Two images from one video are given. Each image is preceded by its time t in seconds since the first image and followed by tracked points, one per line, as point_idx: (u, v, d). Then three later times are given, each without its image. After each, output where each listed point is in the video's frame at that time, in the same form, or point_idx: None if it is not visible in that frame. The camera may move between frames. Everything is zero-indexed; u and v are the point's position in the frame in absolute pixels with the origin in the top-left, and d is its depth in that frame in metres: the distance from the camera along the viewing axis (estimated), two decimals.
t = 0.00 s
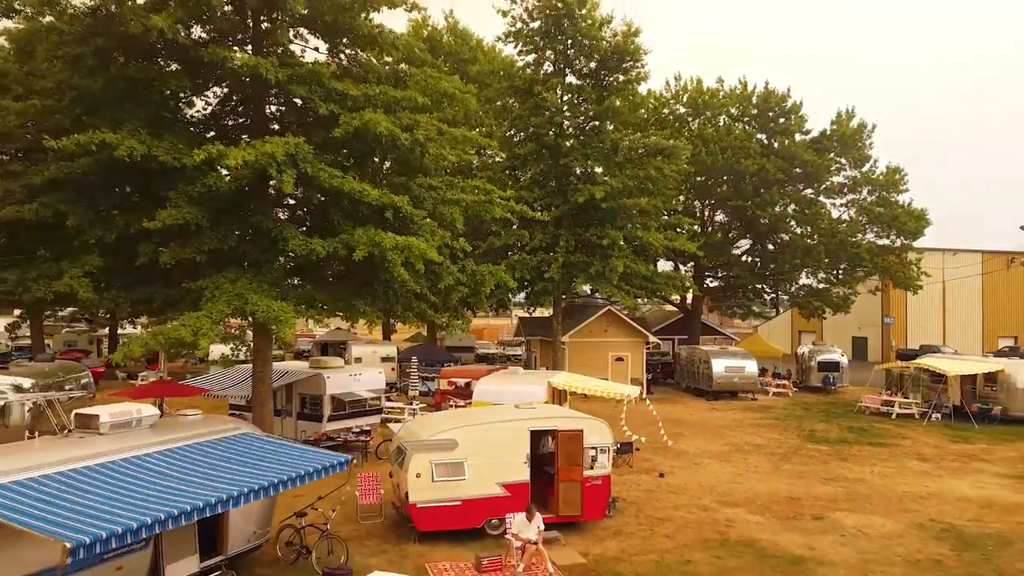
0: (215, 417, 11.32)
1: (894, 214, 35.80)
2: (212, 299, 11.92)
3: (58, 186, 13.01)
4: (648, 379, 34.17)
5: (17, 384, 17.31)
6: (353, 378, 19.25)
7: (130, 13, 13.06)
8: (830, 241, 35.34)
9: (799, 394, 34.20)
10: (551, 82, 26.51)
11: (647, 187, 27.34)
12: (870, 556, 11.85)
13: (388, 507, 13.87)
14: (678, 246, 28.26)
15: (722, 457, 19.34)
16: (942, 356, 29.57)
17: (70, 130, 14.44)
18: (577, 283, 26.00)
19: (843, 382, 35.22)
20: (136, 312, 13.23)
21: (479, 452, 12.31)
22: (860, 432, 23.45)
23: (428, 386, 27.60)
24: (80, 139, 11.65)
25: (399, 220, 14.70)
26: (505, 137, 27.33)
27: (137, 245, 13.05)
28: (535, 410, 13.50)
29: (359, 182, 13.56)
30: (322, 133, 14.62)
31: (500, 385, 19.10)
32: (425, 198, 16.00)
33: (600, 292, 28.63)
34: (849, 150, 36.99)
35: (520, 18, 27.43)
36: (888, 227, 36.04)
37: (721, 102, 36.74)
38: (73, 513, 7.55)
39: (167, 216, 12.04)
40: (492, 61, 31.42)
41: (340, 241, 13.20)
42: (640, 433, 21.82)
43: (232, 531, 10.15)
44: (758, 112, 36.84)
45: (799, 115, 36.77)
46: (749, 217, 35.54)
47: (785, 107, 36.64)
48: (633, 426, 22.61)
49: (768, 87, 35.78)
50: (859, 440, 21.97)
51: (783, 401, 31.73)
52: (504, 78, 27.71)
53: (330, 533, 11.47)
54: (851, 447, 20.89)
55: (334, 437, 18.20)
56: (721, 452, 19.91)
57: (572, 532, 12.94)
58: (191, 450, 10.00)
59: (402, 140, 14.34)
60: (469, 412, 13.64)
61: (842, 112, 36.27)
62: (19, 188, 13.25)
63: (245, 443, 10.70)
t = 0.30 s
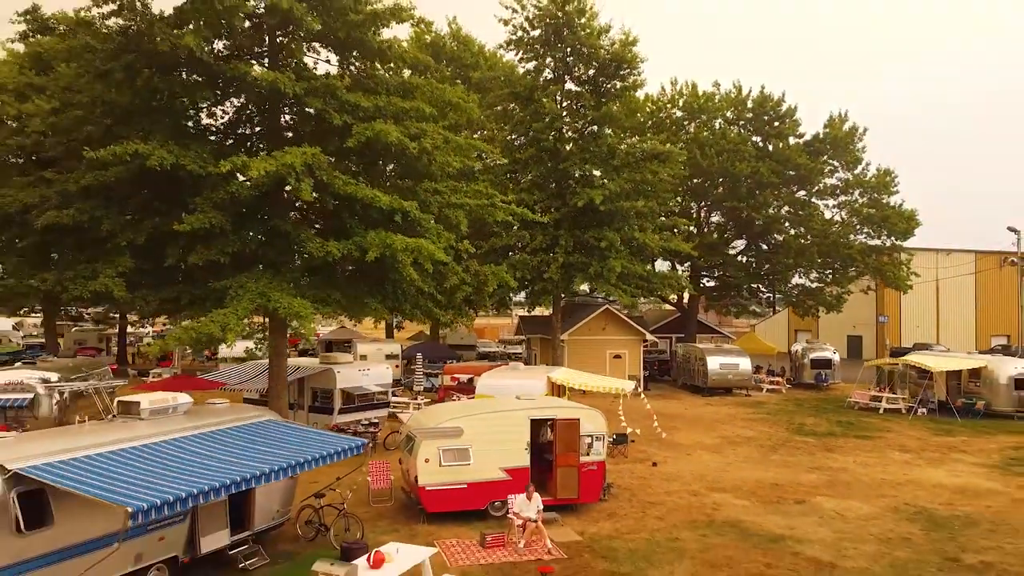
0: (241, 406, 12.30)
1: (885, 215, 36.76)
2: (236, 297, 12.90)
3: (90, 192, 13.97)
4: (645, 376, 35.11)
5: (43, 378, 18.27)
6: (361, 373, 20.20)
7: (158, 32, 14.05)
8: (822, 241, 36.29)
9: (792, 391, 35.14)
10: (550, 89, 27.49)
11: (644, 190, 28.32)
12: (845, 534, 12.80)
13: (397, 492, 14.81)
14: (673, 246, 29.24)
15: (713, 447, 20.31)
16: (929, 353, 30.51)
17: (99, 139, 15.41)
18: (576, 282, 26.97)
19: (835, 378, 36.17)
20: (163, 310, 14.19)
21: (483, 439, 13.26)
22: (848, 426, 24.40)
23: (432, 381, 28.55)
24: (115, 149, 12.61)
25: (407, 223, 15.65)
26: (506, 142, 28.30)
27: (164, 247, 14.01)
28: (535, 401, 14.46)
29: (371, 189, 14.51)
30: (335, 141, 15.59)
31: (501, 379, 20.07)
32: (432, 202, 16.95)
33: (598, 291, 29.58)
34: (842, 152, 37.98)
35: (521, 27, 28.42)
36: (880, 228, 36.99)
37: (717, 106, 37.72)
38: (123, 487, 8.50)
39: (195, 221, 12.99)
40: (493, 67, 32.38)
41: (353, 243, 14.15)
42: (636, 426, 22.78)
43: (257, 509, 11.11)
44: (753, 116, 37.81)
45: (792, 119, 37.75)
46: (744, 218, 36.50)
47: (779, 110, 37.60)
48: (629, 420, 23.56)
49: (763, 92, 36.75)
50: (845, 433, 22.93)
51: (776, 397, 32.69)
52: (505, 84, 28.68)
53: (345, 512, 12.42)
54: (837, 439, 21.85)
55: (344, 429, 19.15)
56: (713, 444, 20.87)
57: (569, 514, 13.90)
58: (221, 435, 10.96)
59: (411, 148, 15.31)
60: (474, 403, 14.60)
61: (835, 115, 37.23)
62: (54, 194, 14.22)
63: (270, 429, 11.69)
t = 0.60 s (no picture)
0: (263, 395, 13.35)
1: (875, 218, 37.83)
2: (256, 297, 13.96)
3: (119, 198, 15.02)
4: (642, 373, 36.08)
5: (69, 372, 19.30)
6: (369, 368, 21.25)
7: (182, 49, 15.11)
8: (814, 242, 37.27)
9: (785, 388, 36.11)
10: (549, 96, 28.53)
11: (640, 193, 29.31)
12: (821, 516, 13.80)
13: (404, 479, 15.81)
14: (668, 247, 30.23)
15: (704, 440, 21.31)
16: (917, 351, 31.47)
17: (126, 149, 16.48)
18: (574, 283, 27.96)
19: (827, 376, 37.16)
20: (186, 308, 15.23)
21: (485, 428, 14.26)
22: (835, 420, 25.42)
23: (435, 378, 29.53)
24: (144, 159, 13.66)
25: (415, 226, 16.68)
26: (507, 147, 29.33)
27: (187, 249, 15.05)
28: (533, 393, 15.45)
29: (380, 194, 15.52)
30: (346, 151, 16.61)
31: (502, 374, 21.09)
32: (437, 207, 17.98)
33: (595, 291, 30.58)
34: (835, 156, 39.01)
35: (521, 36, 29.44)
36: (870, 229, 38.02)
37: (712, 110, 38.70)
38: (164, 464, 9.53)
39: (218, 226, 14.02)
40: (494, 73, 33.41)
41: (363, 246, 15.16)
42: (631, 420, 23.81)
43: (278, 490, 12.13)
44: (748, 120, 38.79)
45: (786, 123, 38.74)
46: (738, 219, 37.45)
47: (773, 115, 38.58)
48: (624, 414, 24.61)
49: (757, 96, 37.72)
50: (831, 426, 23.92)
51: (769, 394, 33.67)
52: (506, 91, 29.74)
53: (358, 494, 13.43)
54: (823, 431, 22.86)
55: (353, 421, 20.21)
56: (704, 436, 21.88)
57: (565, 498, 14.90)
58: (245, 421, 11.98)
59: (417, 157, 16.33)
60: (476, 395, 15.56)
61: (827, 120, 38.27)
62: (84, 200, 15.27)
63: (291, 416, 12.77)
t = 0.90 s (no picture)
0: (278, 388, 14.29)
1: (866, 219, 38.86)
2: (271, 296, 14.89)
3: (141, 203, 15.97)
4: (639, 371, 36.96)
5: (87, 368, 20.18)
6: (375, 365, 22.18)
7: (201, 63, 16.06)
8: (807, 243, 38.17)
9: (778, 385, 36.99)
10: (547, 102, 29.51)
11: (636, 196, 30.26)
12: (801, 501, 14.72)
13: (410, 468, 16.71)
14: (663, 248, 31.15)
15: (695, 433, 22.23)
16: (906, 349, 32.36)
17: (145, 156, 17.45)
18: (572, 283, 28.84)
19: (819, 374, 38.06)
20: (204, 307, 16.15)
21: (486, 419, 15.18)
22: (823, 415, 26.32)
23: (437, 375, 30.43)
24: (167, 167, 14.59)
25: (419, 229, 17.62)
26: (507, 151, 30.31)
27: (206, 251, 16.00)
28: (531, 387, 16.39)
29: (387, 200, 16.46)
30: (355, 158, 17.54)
31: (502, 371, 22.03)
32: (440, 211, 18.91)
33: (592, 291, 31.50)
34: (828, 158, 39.94)
35: (521, 43, 30.38)
36: (862, 230, 39.01)
37: (708, 114, 39.62)
38: (196, 448, 10.50)
39: (235, 230, 14.95)
40: (494, 79, 34.35)
41: (371, 249, 16.09)
42: (626, 414, 24.74)
43: (294, 475, 13.04)
44: (743, 123, 39.69)
45: (780, 127, 39.67)
46: (733, 220, 38.34)
47: (767, 119, 39.51)
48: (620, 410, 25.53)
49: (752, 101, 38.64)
50: (819, 421, 24.84)
51: (762, 391, 34.57)
52: (506, 96, 30.69)
53: (367, 481, 14.35)
54: (810, 426, 23.78)
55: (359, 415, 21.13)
56: (696, 430, 22.80)
57: (562, 486, 15.81)
58: (263, 411, 12.90)
59: (422, 164, 17.26)
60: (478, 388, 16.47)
61: (820, 124, 39.23)
62: (108, 205, 16.22)
63: (305, 407, 13.72)
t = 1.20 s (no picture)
0: (291, 381, 15.23)
1: (858, 220, 40.06)
2: (286, 296, 15.86)
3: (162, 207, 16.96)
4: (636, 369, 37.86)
5: (108, 364, 21.27)
6: (380, 361, 23.14)
7: (219, 75, 17.03)
8: (800, 243, 39.12)
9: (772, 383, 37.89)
10: (545, 108, 30.49)
11: (632, 198, 31.27)
12: (783, 487, 15.67)
13: (416, 458, 17.67)
14: (658, 249, 32.11)
15: (688, 426, 23.17)
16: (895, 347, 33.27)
17: (165, 163, 18.43)
18: (570, 283, 29.76)
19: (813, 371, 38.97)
20: (222, 306, 17.13)
21: (488, 411, 16.15)
22: (813, 410, 27.26)
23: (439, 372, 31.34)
24: (188, 174, 15.58)
25: (425, 231, 18.55)
26: (508, 155, 31.38)
27: (224, 253, 16.98)
28: (530, 381, 17.36)
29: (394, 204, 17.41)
30: (363, 165, 18.50)
31: (502, 367, 22.99)
32: (444, 214, 19.88)
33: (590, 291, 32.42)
34: (821, 161, 40.94)
35: (521, 51, 31.36)
36: (854, 230, 40.18)
37: (703, 118, 40.58)
38: (223, 432, 11.49)
39: (252, 233, 15.90)
40: (494, 84, 35.30)
41: (380, 250, 17.06)
42: (622, 409, 25.68)
43: (308, 461, 14.00)
44: (739, 127, 40.65)
45: (775, 131, 40.63)
46: (728, 222, 39.29)
47: (762, 123, 40.46)
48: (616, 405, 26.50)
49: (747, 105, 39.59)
50: (808, 415, 25.77)
51: (756, 388, 35.50)
52: (507, 102, 31.66)
53: (377, 468, 15.31)
54: (799, 420, 24.73)
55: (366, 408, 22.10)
56: (689, 423, 23.73)
57: (559, 473, 16.77)
58: (280, 401, 13.88)
59: (428, 170, 18.22)
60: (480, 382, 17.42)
61: (813, 128, 40.23)
62: (131, 209, 17.20)
63: (319, 398, 14.71)
